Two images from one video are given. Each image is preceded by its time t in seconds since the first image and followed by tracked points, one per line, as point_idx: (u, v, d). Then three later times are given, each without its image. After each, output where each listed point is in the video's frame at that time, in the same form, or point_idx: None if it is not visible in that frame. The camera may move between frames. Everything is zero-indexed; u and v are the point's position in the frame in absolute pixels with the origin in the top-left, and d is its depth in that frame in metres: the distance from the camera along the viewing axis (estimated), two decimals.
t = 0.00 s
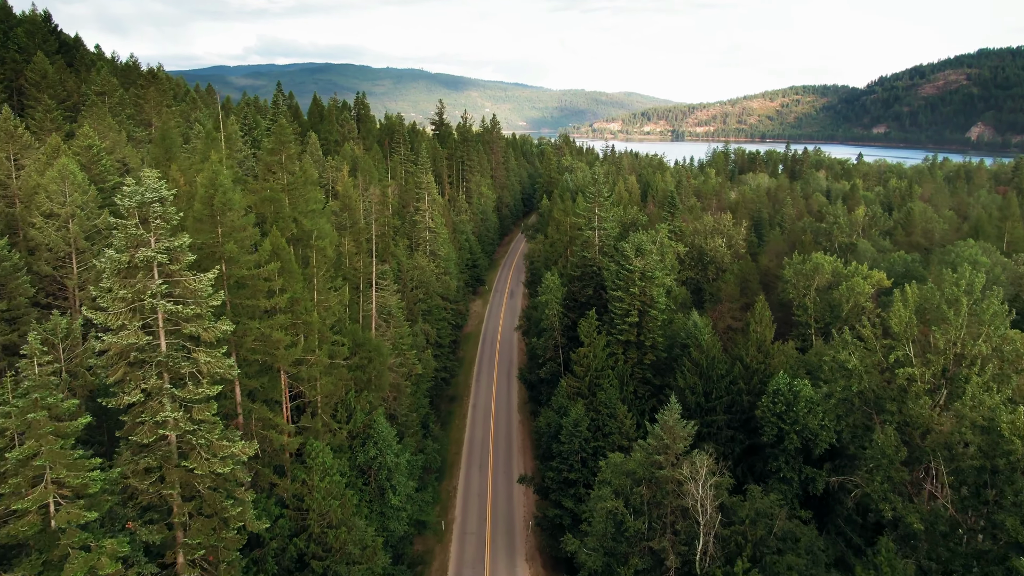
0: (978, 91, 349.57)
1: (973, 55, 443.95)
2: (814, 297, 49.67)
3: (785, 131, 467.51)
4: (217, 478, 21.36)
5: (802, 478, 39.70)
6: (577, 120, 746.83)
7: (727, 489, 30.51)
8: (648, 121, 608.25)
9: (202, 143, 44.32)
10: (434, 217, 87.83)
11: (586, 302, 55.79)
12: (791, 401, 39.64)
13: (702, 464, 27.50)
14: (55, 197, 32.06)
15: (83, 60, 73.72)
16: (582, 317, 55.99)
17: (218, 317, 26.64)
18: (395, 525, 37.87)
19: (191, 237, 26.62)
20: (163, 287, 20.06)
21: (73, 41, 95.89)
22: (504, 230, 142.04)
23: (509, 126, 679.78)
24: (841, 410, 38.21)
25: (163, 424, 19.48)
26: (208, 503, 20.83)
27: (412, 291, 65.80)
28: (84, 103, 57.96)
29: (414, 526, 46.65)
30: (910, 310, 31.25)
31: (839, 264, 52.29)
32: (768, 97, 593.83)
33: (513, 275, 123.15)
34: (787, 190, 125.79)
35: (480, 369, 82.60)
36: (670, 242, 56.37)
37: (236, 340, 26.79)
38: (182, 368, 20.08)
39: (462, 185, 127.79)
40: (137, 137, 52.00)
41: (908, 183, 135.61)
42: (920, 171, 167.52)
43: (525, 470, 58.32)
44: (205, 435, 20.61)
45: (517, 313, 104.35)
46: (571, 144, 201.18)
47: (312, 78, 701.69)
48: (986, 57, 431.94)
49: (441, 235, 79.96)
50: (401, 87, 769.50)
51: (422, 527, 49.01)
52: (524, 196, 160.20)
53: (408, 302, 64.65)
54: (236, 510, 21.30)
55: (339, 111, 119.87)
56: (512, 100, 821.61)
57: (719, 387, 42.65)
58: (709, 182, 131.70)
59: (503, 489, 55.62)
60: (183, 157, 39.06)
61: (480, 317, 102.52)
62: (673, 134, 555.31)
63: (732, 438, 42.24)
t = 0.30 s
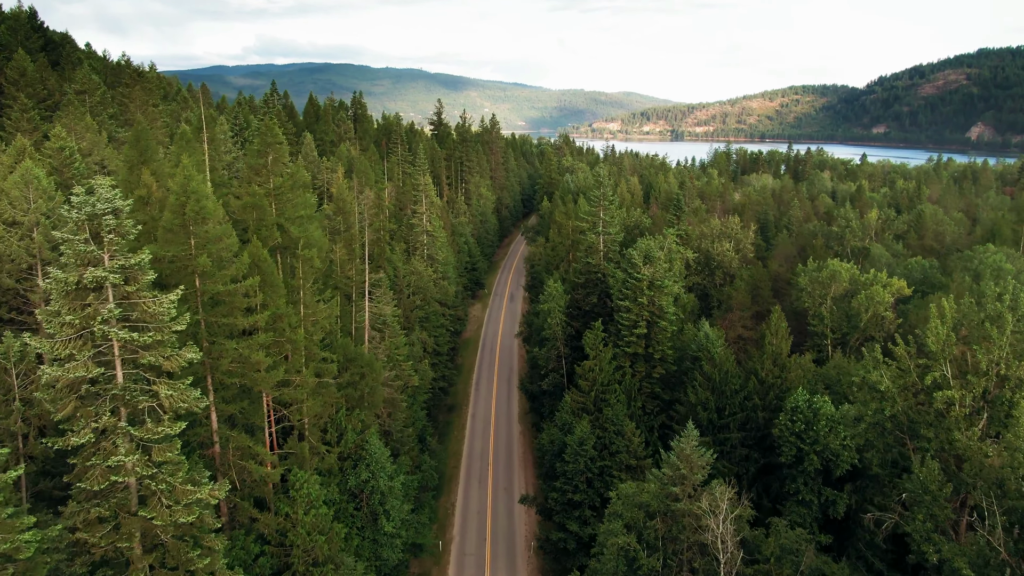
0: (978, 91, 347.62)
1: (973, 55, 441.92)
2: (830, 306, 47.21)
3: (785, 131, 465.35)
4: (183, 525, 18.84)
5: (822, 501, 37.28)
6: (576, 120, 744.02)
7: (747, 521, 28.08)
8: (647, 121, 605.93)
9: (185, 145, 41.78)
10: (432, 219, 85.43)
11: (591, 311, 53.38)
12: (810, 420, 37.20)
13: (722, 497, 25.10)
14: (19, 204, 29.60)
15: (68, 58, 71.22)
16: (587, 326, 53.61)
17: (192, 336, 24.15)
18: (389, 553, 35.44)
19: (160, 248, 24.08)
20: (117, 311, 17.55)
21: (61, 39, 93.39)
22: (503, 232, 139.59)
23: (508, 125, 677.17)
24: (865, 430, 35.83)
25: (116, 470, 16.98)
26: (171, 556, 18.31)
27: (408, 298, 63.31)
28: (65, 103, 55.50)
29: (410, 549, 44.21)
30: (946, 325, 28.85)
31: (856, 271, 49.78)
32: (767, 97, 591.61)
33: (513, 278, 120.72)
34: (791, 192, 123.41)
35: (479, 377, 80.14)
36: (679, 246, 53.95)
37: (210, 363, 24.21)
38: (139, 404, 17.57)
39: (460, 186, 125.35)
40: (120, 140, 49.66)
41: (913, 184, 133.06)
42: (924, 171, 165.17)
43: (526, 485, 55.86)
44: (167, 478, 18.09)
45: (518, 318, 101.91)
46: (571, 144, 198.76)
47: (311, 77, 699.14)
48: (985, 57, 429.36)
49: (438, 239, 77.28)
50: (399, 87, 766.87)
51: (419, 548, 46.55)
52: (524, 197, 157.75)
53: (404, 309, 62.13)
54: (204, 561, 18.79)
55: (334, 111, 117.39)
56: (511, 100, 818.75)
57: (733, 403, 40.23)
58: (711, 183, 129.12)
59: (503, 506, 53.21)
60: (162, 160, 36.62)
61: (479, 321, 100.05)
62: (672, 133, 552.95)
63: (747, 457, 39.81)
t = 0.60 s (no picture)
0: (978, 90, 345.51)
1: (973, 55, 439.77)
2: (849, 317, 44.75)
3: (785, 131, 463.05)
4: None
5: (845, 528, 34.83)
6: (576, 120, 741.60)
7: (772, 560, 25.67)
8: (646, 121, 603.60)
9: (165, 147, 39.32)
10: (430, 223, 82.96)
11: (596, 320, 50.95)
12: (833, 441, 34.75)
13: (747, 539, 22.71)
14: None
15: (52, 57, 68.83)
16: (591, 337, 51.19)
17: (158, 361, 21.64)
18: None
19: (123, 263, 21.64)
20: (57, 344, 15.02)
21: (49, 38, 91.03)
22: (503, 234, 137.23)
23: (507, 125, 674.58)
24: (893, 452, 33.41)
25: (52, 533, 14.47)
26: None
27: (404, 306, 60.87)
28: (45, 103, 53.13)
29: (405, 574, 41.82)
30: (989, 345, 26.40)
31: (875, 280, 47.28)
32: (767, 97, 589.18)
33: (513, 281, 118.34)
34: (796, 193, 121.02)
35: (478, 385, 77.72)
36: (689, 253, 51.56)
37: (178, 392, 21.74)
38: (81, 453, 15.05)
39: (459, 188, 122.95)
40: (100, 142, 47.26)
41: (919, 185, 130.66)
42: (929, 172, 162.76)
43: (528, 503, 53.49)
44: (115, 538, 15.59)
45: (518, 323, 99.55)
46: (571, 145, 196.29)
47: (310, 78, 696.68)
48: (985, 57, 427.09)
49: (436, 243, 74.89)
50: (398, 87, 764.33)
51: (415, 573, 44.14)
52: (524, 199, 155.27)
53: (401, 317, 59.69)
54: None
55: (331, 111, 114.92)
56: (510, 100, 816.24)
57: (749, 421, 37.84)
58: (714, 184, 126.65)
59: (504, 525, 50.86)
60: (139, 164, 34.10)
61: (479, 327, 97.67)
62: (672, 134, 550.57)
63: (764, 479, 37.35)
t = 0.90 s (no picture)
0: (978, 91, 343.82)
1: (973, 54, 438.04)
2: (869, 329, 42.37)
3: (785, 131, 461.17)
4: None
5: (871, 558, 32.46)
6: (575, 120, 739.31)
7: None
8: (646, 120, 601.39)
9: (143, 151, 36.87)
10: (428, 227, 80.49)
11: (601, 331, 48.51)
12: (859, 466, 32.39)
13: None
14: None
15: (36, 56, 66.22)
16: (596, 348, 48.74)
17: (116, 393, 19.16)
18: None
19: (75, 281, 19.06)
20: None
21: (35, 36, 88.37)
22: (502, 235, 135.01)
23: (506, 125, 672.14)
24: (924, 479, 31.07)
25: None
26: None
27: (400, 314, 58.39)
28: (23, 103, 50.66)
29: None
30: None
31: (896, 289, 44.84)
32: (766, 97, 587.23)
33: (513, 284, 116.01)
34: (800, 195, 118.90)
35: (477, 394, 75.28)
36: (699, 260, 49.10)
37: (139, 427, 19.34)
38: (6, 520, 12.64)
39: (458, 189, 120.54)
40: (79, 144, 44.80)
41: (926, 186, 128.30)
42: (933, 172, 160.57)
43: (530, 522, 51.17)
44: None
45: (518, 328, 97.19)
46: (571, 145, 193.91)
47: (309, 77, 694.32)
48: (985, 56, 425.03)
49: (435, 248, 72.41)
50: (397, 86, 761.65)
51: None
52: (523, 200, 152.98)
53: (397, 326, 57.22)
54: None
55: (327, 111, 112.43)
56: (509, 100, 813.88)
57: (766, 442, 35.44)
58: (717, 185, 124.21)
59: (505, 547, 48.58)
60: (111, 169, 31.57)
61: (478, 332, 95.30)
62: (671, 133, 548.08)
63: (783, 505, 34.98)
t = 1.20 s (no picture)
0: (978, 91, 341.77)
1: (973, 54, 436.09)
2: (896, 344, 39.58)
3: (785, 131, 458.86)
4: None
5: None
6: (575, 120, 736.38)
7: None
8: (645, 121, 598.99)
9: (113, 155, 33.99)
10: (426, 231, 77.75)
11: (608, 344, 45.71)
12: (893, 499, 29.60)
13: None
14: None
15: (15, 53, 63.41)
16: (603, 363, 45.99)
17: (53, 441, 16.17)
18: None
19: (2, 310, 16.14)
20: None
21: (20, 33, 85.52)
22: (502, 238, 132.30)
23: (505, 125, 669.57)
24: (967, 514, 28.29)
25: None
26: None
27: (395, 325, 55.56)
28: None
29: None
30: None
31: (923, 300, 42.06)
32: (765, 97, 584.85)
33: (513, 288, 113.22)
34: (805, 197, 116.37)
35: (476, 405, 72.43)
36: (713, 269, 46.29)
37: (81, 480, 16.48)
38: None
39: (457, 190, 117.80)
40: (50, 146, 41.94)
41: (933, 188, 125.74)
42: (937, 173, 158.05)
43: (532, 546, 48.33)
44: None
45: (519, 334, 94.35)
46: (571, 145, 191.28)
47: (307, 77, 691.41)
48: (985, 56, 422.80)
49: (432, 253, 69.60)
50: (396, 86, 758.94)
51: None
52: (523, 201, 150.29)
53: (391, 338, 54.39)
54: None
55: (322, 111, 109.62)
56: (508, 100, 810.58)
57: (790, 470, 32.59)
58: (721, 187, 121.55)
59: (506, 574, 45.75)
60: (73, 175, 28.73)
61: (477, 338, 92.47)
62: (670, 134, 545.44)
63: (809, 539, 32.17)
